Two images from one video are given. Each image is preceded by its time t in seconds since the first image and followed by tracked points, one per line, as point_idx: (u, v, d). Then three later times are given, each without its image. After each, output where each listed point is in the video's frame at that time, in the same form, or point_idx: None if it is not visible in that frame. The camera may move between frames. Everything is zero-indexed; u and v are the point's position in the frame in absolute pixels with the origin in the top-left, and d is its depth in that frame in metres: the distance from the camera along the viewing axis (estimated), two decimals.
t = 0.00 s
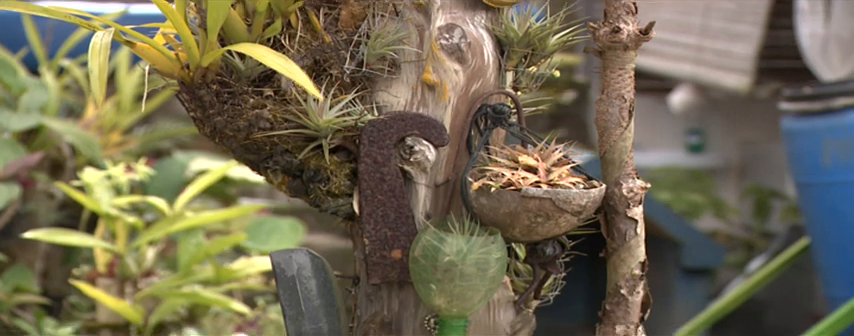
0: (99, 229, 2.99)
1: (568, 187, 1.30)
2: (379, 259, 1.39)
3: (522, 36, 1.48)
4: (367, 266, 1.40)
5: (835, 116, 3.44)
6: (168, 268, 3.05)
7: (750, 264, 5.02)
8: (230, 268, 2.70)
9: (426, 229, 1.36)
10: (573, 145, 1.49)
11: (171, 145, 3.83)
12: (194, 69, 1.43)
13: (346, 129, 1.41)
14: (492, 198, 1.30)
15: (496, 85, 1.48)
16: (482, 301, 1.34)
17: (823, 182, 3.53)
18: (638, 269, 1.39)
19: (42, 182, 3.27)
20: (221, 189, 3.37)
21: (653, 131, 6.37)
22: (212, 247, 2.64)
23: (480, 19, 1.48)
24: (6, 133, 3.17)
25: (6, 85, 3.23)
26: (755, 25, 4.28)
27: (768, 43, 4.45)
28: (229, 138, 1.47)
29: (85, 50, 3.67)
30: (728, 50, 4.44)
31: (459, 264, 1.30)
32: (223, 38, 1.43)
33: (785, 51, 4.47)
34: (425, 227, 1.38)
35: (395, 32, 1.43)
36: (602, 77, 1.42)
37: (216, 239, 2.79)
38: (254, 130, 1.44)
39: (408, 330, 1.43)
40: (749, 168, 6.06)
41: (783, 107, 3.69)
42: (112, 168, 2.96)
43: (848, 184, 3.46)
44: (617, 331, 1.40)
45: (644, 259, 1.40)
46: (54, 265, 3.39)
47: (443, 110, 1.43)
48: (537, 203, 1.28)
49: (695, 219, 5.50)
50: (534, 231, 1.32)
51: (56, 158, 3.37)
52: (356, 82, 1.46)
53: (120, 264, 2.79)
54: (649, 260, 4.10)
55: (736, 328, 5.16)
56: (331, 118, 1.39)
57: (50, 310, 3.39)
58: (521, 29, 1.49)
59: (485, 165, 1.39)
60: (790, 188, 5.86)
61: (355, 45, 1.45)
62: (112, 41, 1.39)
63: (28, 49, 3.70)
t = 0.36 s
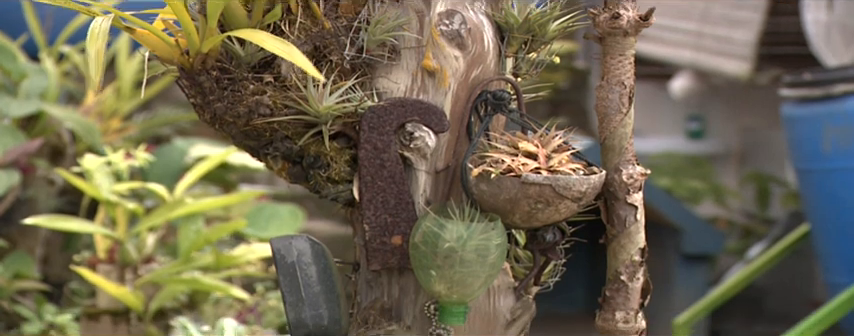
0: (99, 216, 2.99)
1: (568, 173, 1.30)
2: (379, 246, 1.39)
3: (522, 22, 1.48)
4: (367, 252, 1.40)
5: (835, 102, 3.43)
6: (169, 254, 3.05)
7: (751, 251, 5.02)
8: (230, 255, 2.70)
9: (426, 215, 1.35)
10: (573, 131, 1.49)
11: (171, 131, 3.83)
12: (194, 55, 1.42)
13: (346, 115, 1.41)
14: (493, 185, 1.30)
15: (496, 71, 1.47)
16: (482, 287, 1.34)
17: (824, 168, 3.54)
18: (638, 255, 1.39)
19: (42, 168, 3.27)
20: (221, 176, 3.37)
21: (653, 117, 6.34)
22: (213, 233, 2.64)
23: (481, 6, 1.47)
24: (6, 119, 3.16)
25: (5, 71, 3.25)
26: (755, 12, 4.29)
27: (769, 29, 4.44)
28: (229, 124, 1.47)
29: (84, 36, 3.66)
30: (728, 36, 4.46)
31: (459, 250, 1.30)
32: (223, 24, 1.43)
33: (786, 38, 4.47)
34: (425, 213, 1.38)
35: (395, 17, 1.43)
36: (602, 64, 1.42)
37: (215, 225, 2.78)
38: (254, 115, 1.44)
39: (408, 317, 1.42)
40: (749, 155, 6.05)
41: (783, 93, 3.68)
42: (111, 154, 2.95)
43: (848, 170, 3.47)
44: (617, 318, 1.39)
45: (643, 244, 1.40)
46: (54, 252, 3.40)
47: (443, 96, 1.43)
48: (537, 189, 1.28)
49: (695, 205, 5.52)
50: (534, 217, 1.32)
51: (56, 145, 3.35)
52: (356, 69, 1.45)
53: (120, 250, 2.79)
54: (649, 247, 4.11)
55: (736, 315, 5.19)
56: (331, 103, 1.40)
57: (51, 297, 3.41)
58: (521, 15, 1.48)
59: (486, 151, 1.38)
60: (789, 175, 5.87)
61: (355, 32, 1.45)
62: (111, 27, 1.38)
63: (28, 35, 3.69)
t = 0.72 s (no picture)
0: (99, 199, 2.99)
1: (568, 157, 1.30)
2: (379, 229, 1.38)
3: (522, 5, 1.48)
4: (367, 235, 1.39)
5: (835, 85, 3.44)
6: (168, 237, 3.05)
7: (750, 234, 5.04)
8: (230, 239, 2.70)
9: (426, 198, 1.35)
10: (573, 114, 1.48)
11: (171, 114, 3.84)
12: (194, 39, 1.42)
13: (346, 98, 1.41)
14: (493, 168, 1.30)
15: (496, 54, 1.47)
16: (482, 270, 1.34)
17: (824, 151, 3.56)
18: (638, 239, 1.39)
19: (42, 152, 3.26)
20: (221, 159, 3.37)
21: (654, 98, 6.38)
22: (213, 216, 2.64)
23: None
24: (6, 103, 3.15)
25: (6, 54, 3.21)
26: None
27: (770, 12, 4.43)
28: (228, 108, 1.46)
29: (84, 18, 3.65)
30: (729, 20, 4.47)
31: (459, 233, 1.30)
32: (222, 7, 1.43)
33: (786, 20, 4.46)
34: (425, 197, 1.38)
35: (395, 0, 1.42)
36: (602, 47, 1.41)
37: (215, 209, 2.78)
38: (253, 98, 1.43)
39: (409, 301, 1.41)
40: (749, 138, 6.04)
41: (783, 76, 3.68)
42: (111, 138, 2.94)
43: (848, 154, 3.48)
44: (616, 302, 1.39)
45: (644, 228, 1.40)
46: (54, 235, 3.41)
47: (444, 79, 1.42)
48: (537, 173, 1.28)
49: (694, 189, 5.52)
50: (534, 201, 1.32)
51: (56, 128, 3.36)
52: (356, 52, 1.45)
53: (120, 234, 2.79)
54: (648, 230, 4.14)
55: (737, 298, 5.23)
56: (331, 87, 1.39)
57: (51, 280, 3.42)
58: None
59: (485, 134, 1.38)
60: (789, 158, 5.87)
61: (355, 15, 1.44)
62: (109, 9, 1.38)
63: (27, 18, 3.68)
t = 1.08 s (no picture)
0: (99, 180, 2.98)
1: (568, 138, 1.30)
2: (379, 210, 1.37)
3: None
4: (367, 216, 1.38)
5: (836, 66, 3.45)
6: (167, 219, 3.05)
7: (750, 215, 5.06)
8: (230, 220, 2.70)
9: (426, 180, 1.34)
10: (572, 95, 1.48)
11: (171, 95, 3.84)
12: (194, 20, 1.42)
13: (346, 79, 1.40)
14: (493, 149, 1.30)
15: (496, 36, 1.46)
16: (482, 252, 1.34)
17: (824, 133, 3.56)
18: (638, 220, 1.39)
19: (42, 133, 3.26)
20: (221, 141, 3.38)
21: (654, 80, 6.32)
22: (214, 197, 2.65)
23: None
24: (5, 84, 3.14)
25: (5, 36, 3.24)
26: None
27: None
28: (228, 88, 1.46)
29: None
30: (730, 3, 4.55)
31: (459, 214, 1.30)
32: None
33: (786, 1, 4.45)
34: (425, 178, 1.37)
35: None
36: (602, 28, 1.41)
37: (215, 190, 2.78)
38: (253, 80, 1.43)
39: (408, 282, 1.40)
40: (749, 119, 6.05)
41: (783, 58, 3.69)
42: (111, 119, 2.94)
43: (848, 134, 3.48)
44: (616, 283, 1.39)
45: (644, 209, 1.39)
46: (54, 216, 3.42)
47: (443, 60, 1.42)
48: (537, 154, 1.28)
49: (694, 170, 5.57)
50: (534, 182, 1.32)
51: (56, 109, 3.37)
52: (356, 33, 1.43)
53: (120, 215, 2.80)
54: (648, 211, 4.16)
55: (737, 280, 5.33)
56: (331, 68, 1.39)
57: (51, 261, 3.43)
58: None
59: (485, 116, 1.38)
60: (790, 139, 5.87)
61: None
62: None
63: None
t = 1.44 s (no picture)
0: (98, 162, 2.98)
1: (568, 120, 1.29)
2: (379, 191, 1.36)
3: None
4: (367, 198, 1.37)
5: (835, 48, 3.47)
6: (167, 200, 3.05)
7: (750, 197, 5.07)
8: (229, 201, 2.70)
9: (426, 161, 1.34)
10: (573, 77, 1.48)
11: (171, 77, 3.84)
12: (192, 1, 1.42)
13: (346, 61, 1.40)
14: (492, 131, 1.30)
15: (496, 17, 1.45)
16: (481, 233, 1.34)
17: (824, 115, 3.56)
18: (638, 201, 1.38)
19: (41, 114, 3.25)
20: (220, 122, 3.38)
21: (654, 61, 6.24)
22: (214, 178, 2.65)
23: None
24: (5, 65, 3.13)
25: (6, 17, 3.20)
26: None
27: None
28: (227, 70, 1.46)
29: None
30: None
31: (459, 195, 1.30)
32: None
33: None
34: (425, 160, 1.36)
35: None
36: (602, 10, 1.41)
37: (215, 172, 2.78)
38: (253, 61, 1.42)
39: (408, 264, 1.39)
40: (749, 101, 6.04)
41: (783, 39, 3.70)
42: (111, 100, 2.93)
43: (849, 115, 3.50)
44: (616, 265, 1.39)
45: (644, 191, 1.39)
46: (54, 198, 3.43)
47: (443, 42, 1.41)
48: (537, 136, 1.28)
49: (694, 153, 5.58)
50: (533, 163, 1.32)
51: (55, 91, 3.36)
52: (356, 14, 1.42)
53: (119, 196, 2.79)
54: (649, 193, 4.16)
55: (736, 261, 5.39)
56: (330, 49, 1.39)
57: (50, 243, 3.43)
58: None
59: (485, 97, 1.37)
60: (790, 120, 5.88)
61: None
62: None
63: None
